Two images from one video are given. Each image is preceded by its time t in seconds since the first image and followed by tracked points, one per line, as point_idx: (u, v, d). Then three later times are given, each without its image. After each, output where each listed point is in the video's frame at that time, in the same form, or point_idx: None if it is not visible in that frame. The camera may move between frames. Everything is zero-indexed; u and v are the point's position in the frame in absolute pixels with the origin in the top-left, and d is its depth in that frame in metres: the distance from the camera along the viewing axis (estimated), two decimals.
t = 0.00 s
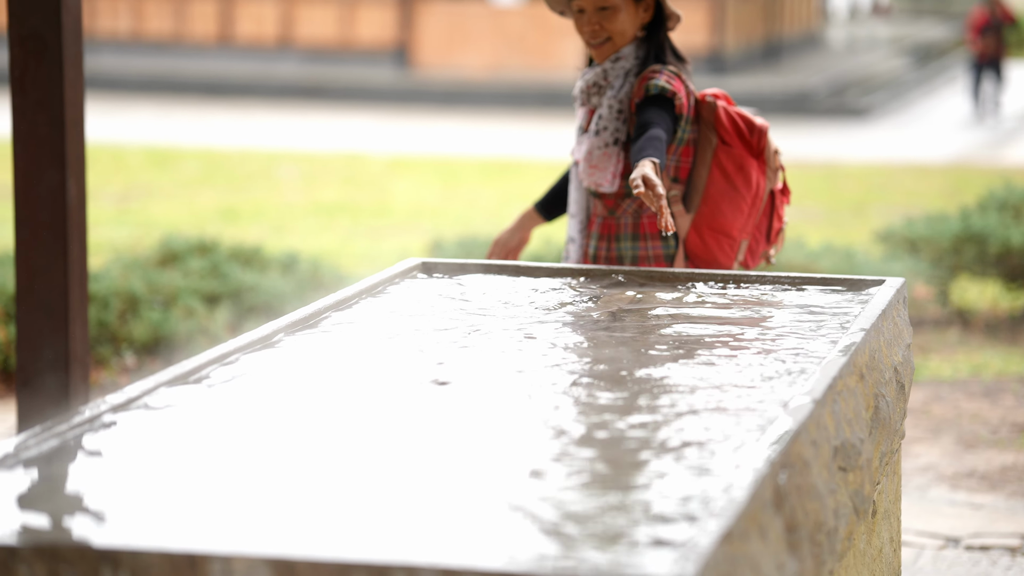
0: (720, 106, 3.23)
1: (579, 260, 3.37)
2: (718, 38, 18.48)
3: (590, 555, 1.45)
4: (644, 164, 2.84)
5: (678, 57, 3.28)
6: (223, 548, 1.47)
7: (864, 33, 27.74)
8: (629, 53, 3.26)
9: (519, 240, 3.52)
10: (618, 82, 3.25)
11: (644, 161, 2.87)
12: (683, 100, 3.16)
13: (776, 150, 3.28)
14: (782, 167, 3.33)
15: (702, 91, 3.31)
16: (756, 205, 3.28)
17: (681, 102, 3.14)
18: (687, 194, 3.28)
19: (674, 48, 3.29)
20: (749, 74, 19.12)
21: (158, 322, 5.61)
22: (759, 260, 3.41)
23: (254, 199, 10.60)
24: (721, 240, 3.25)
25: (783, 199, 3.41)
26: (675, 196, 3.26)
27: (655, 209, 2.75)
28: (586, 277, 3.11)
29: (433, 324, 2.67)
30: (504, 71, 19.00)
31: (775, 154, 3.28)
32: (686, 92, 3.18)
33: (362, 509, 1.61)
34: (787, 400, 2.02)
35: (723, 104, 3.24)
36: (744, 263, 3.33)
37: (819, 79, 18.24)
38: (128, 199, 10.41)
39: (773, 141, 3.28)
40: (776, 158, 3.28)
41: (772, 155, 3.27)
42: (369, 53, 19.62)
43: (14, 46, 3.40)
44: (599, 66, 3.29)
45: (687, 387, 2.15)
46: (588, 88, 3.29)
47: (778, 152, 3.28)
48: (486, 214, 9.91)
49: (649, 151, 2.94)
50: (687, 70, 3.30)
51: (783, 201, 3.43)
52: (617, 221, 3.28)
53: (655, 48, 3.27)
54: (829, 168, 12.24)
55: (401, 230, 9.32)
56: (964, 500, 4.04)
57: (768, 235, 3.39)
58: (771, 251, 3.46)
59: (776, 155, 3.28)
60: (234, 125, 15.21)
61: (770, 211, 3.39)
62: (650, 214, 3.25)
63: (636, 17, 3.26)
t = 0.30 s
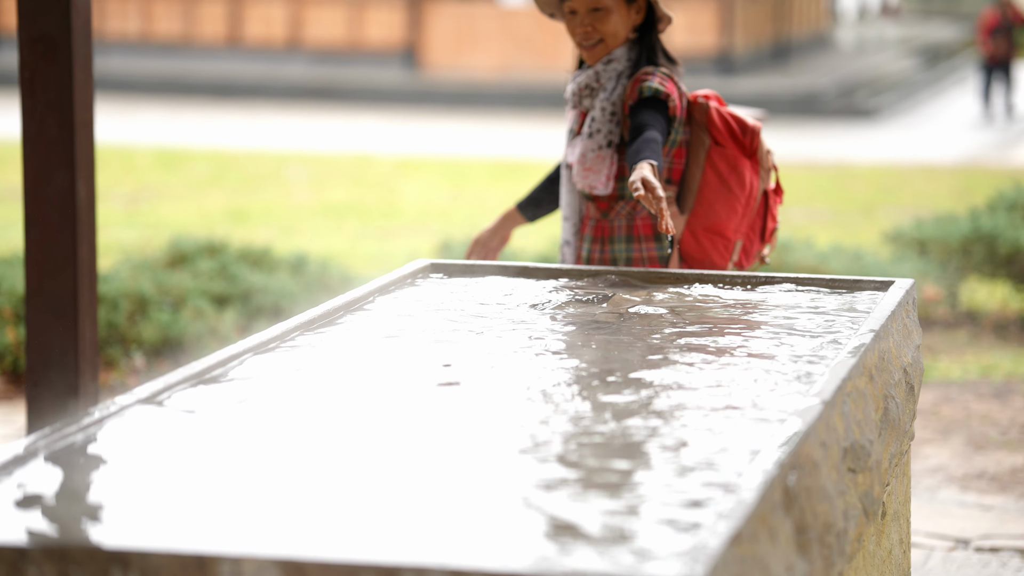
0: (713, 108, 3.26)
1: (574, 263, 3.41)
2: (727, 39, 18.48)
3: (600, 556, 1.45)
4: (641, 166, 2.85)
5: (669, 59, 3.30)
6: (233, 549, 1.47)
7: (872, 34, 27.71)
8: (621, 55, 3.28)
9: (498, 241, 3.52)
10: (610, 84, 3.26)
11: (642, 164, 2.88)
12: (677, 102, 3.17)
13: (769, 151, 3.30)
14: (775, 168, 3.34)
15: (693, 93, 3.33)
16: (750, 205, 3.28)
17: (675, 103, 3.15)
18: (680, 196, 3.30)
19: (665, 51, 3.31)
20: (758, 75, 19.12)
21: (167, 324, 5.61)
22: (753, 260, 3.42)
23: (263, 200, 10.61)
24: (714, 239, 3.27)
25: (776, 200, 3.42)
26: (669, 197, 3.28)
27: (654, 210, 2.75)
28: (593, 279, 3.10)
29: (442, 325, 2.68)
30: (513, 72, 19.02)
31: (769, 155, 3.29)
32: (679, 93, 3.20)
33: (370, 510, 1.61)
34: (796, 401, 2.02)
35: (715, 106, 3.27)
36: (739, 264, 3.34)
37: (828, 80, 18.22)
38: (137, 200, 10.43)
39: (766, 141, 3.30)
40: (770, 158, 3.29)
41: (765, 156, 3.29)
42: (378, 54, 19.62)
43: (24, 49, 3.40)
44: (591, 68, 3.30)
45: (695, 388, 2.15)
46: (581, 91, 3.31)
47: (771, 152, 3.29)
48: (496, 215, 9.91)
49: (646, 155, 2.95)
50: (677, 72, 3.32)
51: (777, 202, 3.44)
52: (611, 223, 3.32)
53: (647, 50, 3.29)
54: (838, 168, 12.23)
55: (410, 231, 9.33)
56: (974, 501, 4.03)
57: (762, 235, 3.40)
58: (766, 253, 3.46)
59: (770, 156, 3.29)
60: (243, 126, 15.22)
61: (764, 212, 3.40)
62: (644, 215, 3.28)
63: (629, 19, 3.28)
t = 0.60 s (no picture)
0: (705, 112, 3.26)
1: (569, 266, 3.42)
2: (737, 41, 18.47)
3: (608, 559, 1.45)
4: (639, 170, 2.85)
5: (661, 62, 3.32)
6: (243, 553, 1.47)
7: (883, 36, 27.68)
8: (614, 58, 3.29)
9: (484, 241, 3.51)
10: (603, 87, 3.27)
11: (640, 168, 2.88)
12: (671, 106, 3.18)
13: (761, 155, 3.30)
14: (767, 172, 3.34)
15: (686, 96, 3.34)
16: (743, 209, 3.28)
17: (669, 107, 3.17)
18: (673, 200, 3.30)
19: (658, 54, 3.32)
20: (768, 77, 19.13)
21: (178, 326, 5.62)
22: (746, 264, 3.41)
23: (274, 202, 10.62)
24: (707, 243, 3.25)
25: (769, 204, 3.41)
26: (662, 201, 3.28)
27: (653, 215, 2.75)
28: (593, 281, 3.11)
29: (453, 327, 2.68)
30: (524, 74, 19.03)
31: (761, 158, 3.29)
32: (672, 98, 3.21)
33: (378, 512, 1.62)
34: (806, 404, 2.02)
35: (708, 109, 3.27)
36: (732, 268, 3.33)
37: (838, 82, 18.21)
38: (148, 203, 10.45)
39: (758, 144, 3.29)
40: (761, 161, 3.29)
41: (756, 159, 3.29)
42: (387, 56, 19.64)
43: (36, 51, 3.41)
44: (585, 71, 3.31)
45: (706, 391, 2.15)
46: (574, 96, 3.32)
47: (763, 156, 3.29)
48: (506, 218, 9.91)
49: (644, 157, 2.96)
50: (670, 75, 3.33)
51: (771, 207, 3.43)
52: (604, 227, 3.32)
53: (639, 54, 3.31)
54: (849, 171, 12.21)
55: (420, 233, 9.33)
56: (985, 504, 4.02)
57: (756, 239, 3.38)
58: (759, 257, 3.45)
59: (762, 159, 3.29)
60: (254, 128, 15.25)
61: (757, 216, 3.40)
62: (637, 217, 3.28)
63: (621, 22, 3.30)
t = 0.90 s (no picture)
0: (696, 119, 3.26)
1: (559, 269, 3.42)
2: (748, 44, 18.49)
3: (618, 563, 1.44)
4: (635, 177, 2.87)
5: (653, 67, 3.33)
6: (254, 556, 1.47)
7: (893, 39, 27.65)
8: (606, 64, 3.31)
9: (473, 247, 3.54)
10: (596, 93, 3.30)
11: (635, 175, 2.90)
12: (663, 113, 3.19)
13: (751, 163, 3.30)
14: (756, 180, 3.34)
15: (676, 103, 3.33)
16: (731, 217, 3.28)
17: (661, 115, 3.18)
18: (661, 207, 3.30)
19: (649, 60, 3.33)
20: (778, 81, 19.14)
21: (189, 330, 5.64)
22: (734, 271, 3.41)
23: (286, 206, 10.65)
24: (695, 250, 3.26)
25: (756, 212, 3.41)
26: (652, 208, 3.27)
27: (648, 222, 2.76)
28: (595, 284, 3.10)
29: (463, 332, 2.68)
30: (534, 78, 19.06)
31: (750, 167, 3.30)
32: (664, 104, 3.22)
33: (388, 515, 1.62)
34: (817, 408, 2.01)
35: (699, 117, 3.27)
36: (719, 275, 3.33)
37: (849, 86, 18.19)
38: (159, 206, 10.48)
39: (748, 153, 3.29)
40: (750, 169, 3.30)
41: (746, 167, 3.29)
42: (398, 61, 19.69)
43: (47, 56, 3.42)
44: (576, 77, 3.33)
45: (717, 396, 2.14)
46: (566, 100, 3.34)
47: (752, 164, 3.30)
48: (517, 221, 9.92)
49: (639, 164, 2.97)
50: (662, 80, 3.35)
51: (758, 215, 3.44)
52: (593, 233, 3.32)
53: (631, 59, 3.33)
54: (859, 174, 12.21)
55: (431, 236, 9.35)
56: (996, 509, 4.01)
57: (743, 246, 3.39)
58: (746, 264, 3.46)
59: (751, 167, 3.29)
60: (265, 132, 15.30)
61: (745, 224, 3.40)
62: (627, 224, 3.28)
63: (614, 28, 3.32)
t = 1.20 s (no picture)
0: (687, 125, 3.28)
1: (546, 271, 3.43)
2: (756, 49, 18.48)
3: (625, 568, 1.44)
4: (629, 185, 2.87)
5: (644, 73, 3.35)
6: (262, 560, 1.48)
7: (902, 42, 27.63)
8: (599, 68, 3.31)
9: (465, 251, 3.56)
10: (589, 97, 3.29)
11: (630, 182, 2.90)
12: (656, 119, 3.20)
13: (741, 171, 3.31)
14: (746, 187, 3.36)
15: (669, 108, 3.35)
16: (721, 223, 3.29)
17: (654, 120, 3.19)
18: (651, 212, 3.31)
19: (640, 65, 3.34)
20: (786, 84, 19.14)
21: (197, 333, 5.64)
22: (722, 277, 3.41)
23: (294, 209, 10.66)
24: (684, 255, 3.27)
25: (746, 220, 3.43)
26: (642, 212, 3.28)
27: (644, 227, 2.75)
28: (599, 287, 3.10)
29: (471, 336, 2.68)
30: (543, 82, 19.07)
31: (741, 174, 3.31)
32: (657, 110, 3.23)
33: (395, 519, 1.62)
34: (826, 412, 2.01)
35: (691, 123, 3.29)
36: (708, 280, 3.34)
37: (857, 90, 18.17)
38: (168, 210, 10.50)
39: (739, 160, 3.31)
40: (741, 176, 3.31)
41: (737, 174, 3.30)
42: (406, 65, 19.73)
43: (57, 60, 3.43)
44: (569, 80, 3.33)
45: (725, 400, 2.14)
46: (558, 102, 3.33)
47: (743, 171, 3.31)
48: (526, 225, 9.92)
49: (633, 170, 2.97)
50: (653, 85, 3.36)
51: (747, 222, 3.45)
52: (582, 236, 3.32)
53: (624, 64, 3.34)
54: (868, 178, 12.19)
55: (439, 240, 9.37)
56: (1005, 513, 4.01)
57: (732, 252, 3.39)
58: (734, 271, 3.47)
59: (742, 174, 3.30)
60: (273, 135, 15.32)
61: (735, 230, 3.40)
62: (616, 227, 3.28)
63: (607, 31, 3.32)
